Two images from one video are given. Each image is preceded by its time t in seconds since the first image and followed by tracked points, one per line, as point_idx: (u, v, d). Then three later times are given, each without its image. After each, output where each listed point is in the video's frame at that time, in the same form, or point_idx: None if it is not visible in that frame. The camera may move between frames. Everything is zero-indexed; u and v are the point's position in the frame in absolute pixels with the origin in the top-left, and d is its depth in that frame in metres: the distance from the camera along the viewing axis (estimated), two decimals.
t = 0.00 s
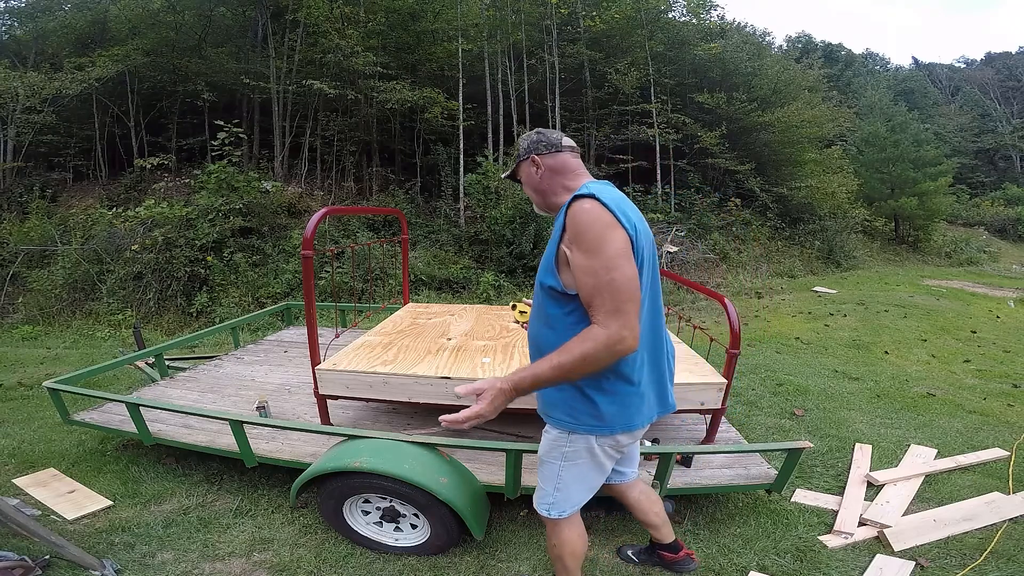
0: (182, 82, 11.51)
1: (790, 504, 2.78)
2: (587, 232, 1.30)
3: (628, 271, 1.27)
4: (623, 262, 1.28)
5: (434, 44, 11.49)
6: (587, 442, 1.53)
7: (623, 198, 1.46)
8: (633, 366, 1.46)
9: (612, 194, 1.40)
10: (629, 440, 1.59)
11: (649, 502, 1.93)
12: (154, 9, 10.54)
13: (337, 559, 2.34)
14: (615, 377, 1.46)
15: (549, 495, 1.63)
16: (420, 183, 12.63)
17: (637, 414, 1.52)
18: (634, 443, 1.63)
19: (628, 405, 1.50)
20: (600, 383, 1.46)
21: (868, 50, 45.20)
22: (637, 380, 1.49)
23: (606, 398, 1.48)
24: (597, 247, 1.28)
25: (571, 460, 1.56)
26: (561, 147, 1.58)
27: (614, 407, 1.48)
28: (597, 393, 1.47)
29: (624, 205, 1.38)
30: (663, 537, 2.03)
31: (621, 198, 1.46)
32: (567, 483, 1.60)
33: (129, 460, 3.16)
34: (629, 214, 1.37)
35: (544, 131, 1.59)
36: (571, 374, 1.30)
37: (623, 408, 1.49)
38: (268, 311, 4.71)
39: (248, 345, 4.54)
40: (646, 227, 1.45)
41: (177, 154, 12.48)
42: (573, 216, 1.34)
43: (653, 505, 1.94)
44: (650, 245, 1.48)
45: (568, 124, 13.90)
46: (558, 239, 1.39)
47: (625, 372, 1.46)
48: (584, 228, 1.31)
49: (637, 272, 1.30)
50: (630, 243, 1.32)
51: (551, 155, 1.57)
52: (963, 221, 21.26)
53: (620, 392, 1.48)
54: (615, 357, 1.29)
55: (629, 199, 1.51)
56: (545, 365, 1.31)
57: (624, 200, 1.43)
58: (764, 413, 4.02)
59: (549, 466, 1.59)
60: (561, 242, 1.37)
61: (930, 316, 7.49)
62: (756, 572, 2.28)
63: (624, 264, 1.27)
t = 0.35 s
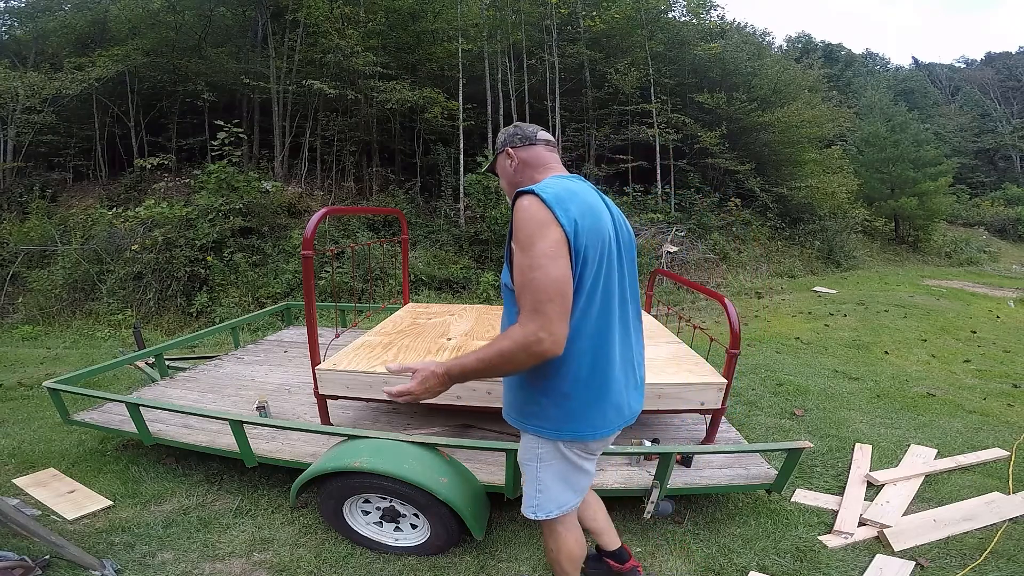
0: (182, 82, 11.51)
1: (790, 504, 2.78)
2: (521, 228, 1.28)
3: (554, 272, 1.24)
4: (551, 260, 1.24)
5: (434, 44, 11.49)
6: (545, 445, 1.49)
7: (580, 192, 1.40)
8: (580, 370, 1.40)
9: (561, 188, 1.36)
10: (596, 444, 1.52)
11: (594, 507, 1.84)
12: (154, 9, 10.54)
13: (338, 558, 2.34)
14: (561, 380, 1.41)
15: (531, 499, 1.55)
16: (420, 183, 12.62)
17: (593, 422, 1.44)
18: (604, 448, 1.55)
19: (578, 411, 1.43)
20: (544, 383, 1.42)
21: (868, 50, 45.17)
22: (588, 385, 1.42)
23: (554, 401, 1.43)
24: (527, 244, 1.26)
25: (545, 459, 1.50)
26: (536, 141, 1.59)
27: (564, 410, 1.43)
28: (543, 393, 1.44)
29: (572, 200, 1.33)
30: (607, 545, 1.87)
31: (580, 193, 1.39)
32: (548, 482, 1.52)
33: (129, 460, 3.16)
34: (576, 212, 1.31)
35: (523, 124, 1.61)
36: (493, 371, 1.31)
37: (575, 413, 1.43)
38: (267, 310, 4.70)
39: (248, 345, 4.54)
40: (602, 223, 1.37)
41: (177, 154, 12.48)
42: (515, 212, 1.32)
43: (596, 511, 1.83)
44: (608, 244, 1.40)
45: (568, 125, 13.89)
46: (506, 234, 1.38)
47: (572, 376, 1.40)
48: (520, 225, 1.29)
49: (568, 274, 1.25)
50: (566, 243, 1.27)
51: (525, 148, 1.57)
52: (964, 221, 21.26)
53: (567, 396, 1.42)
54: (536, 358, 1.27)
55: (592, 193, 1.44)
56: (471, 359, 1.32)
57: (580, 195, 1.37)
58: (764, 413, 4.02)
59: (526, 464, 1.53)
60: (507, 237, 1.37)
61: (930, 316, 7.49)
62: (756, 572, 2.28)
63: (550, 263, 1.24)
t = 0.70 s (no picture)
0: (182, 82, 11.51)
1: (790, 504, 2.78)
2: (522, 221, 1.29)
3: (555, 265, 1.24)
4: (551, 253, 1.25)
5: (434, 44, 11.50)
6: (533, 440, 1.47)
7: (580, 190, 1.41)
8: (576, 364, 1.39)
9: (561, 185, 1.37)
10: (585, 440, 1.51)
11: (582, 520, 1.76)
12: (155, 9, 10.55)
13: (338, 558, 2.34)
14: (555, 374, 1.40)
15: (497, 493, 1.55)
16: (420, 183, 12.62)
17: (582, 416, 1.44)
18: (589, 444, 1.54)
19: (568, 405, 1.42)
20: (535, 378, 1.41)
21: (868, 50, 45.15)
22: (581, 380, 1.42)
23: (545, 396, 1.42)
24: (527, 237, 1.27)
25: (530, 454, 1.49)
26: (537, 143, 1.59)
27: (553, 405, 1.42)
28: (534, 387, 1.42)
29: (573, 197, 1.34)
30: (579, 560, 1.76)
31: (579, 192, 1.39)
32: (530, 477, 1.51)
33: (129, 460, 3.16)
34: (577, 209, 1.31)
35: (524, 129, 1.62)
36: (495, 364, 1.31)
37: (565, 407, 1.42)
38: (267, 310, 4.70)
39: (248, 345, 4.54)
40: (600, 220, 1.38)
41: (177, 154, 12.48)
42: (516, 206, 1.33)
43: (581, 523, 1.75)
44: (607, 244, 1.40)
45: (568, 124, 13.90)
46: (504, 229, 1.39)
47: (566, 370, 1.40)
48: (520, 217, 1.29)
49: (568, 266, 1.25)
50: (566, 239, 1.28)
51: (526, 150, 1.57)
52: (963, 221, 21.26)
53: (557, 391, 1.41)
54: (536, 350, 1.27)
55: (590, 192, 1.46)
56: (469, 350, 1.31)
57: (579, 195, 1.38)
58: (765, 413, 4.02)
59: (502, 457, 1.53)
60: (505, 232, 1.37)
61: (930, 316, 7.49)
62: (757, 572, 2.28)
63: (552, 254, 1.24)
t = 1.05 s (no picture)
0: (182, 82, 11.52)
1: (790, 504, 2.78)
2: (497, 222, 1.29)
3: (530, 265, 1.24)
4: (525, 252, 1.25)
5: (434, 44, 11.51)
6: (503, 443, 1.46)
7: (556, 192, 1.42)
8: (551, 366, 1.38)
9: (537, 188, 1.38)
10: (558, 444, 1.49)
11: (572, 524, 1.76)
12: (155, 9, 10.55)
13: (338, 558, 2.34)
14: (528, 376, 1.38)
15: (454, 494, 1.56)
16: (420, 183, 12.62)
17: (555, 419, 1.42)
18: (561, 449, 1.53)
19: (541, 408, 1.41)
20: (507, 381, 1.40)
21: (868, 50, 45.12)
22: (554, 381, 1.40)
23: (518, 400, 1.40)
24: (502, 237, 1.27)
25: (500, 458, 1.47)
26: (515, 150, 1.60)
27: (526, 407, 1.40)
28: (507, 391, 1.40)
29: (547, 199, 1.35)
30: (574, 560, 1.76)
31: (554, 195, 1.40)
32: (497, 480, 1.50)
33: (130, 460, 3.16)
34: (552, 211, 1.32)
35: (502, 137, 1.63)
36: (471, 367, 1.29)
37: (538, 410, 1.41)
38: (267, 310, 4.70)
39: (248, 345, 4.54)
40: (576, 222, 1.38)
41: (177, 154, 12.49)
42: (492, 206, 1.33)
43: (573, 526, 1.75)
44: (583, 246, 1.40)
45: (568, 124, 13.91)
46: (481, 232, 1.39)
47: (540, 373, 1.38)
48: (496, 217, 1.30)
49: (543, 265, 1.26)
50: (540, 239, 1.28)
51: (505, 157, 1.58)
52: (964, 221, 21.26)
53: (528, 393, 1.40)
54: (514, 352, 1.25)
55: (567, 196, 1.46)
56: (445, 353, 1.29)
57: (554, 197, 1.39)
58: (765, 413, 4.02)
59: (467, 461, 1.52)
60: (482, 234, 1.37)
61: (930, 316, 7.49)
62: (756, 572, 2.28)
63: (526, 253, 1.24)
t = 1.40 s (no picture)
0: (182, 82, 11.52)
1: (790, 504, 2.78)
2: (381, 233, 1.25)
3: (396, 276, 1.18)
4: (396, 263, 1.19)
5: (434, 44, 11.50)
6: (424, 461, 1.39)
7: (462, 192, 1.30)
8: (449, 383, 1.29)
9: (436, 191, 1.29)
10: (486, 463, 1.38)
11: (544, 527, 1.69)
12: (155, 9, 10.54)
13: (338, 558, 2.34)
14: (430, 393, 1.31)
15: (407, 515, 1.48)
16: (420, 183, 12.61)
17: (463, 438, 1.32)
18: (493, 467, 1.41)
19: (447, 425, 1.33)
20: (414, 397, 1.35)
21: (868, 50, 45.11)
22: (457, 398, 1.30)
23: (426, 416, 1.34)
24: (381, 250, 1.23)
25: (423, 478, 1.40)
26: (445, 153, 1.56)
27: (432, 425, 1.34)
28: (417, 403, 1.36)
29: (437, 203, 1.25)
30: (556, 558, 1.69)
31: (458, 193, 1.29)
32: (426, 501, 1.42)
33: (129, 460, 3.16)
34: (437, 214, 1.22)
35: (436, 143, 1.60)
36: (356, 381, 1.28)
37: (446, 426, 1.32)
38: (267, 311, 4.70)
39: (248, 345, 4.54)
40: (475, 225, 1.25)
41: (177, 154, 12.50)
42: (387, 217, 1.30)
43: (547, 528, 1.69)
44: (488, 249, 1.26)
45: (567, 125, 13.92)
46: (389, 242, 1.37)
47: (440, 390, 1.30)
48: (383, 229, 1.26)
49: (411, 277, 1.19)
50: (416, 246, 1.20)
51: (433, 161, 1.55)
52: (963, 221, 21.26)
53: (435, 410, 1.32)
54: (386, 367, 1.21)
55: (482, 193, 1.33)
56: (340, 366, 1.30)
57: (453, 198, 1.27)
58: (765, 413, 4.02)
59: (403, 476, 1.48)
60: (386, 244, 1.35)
61: (930, 316, 7.49)
62: (756, 572, 2.28)
63: (394, 265, 1.19)
